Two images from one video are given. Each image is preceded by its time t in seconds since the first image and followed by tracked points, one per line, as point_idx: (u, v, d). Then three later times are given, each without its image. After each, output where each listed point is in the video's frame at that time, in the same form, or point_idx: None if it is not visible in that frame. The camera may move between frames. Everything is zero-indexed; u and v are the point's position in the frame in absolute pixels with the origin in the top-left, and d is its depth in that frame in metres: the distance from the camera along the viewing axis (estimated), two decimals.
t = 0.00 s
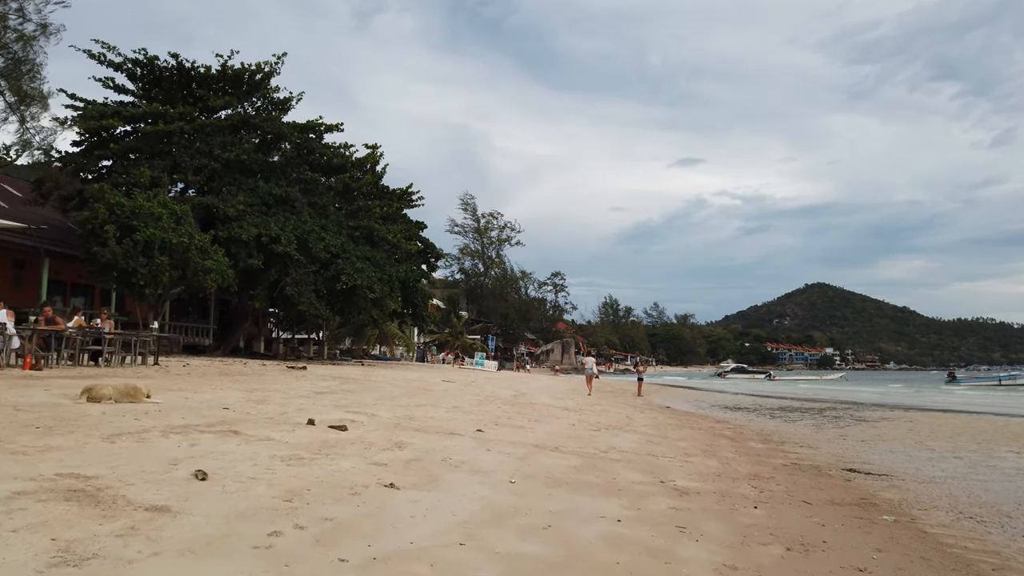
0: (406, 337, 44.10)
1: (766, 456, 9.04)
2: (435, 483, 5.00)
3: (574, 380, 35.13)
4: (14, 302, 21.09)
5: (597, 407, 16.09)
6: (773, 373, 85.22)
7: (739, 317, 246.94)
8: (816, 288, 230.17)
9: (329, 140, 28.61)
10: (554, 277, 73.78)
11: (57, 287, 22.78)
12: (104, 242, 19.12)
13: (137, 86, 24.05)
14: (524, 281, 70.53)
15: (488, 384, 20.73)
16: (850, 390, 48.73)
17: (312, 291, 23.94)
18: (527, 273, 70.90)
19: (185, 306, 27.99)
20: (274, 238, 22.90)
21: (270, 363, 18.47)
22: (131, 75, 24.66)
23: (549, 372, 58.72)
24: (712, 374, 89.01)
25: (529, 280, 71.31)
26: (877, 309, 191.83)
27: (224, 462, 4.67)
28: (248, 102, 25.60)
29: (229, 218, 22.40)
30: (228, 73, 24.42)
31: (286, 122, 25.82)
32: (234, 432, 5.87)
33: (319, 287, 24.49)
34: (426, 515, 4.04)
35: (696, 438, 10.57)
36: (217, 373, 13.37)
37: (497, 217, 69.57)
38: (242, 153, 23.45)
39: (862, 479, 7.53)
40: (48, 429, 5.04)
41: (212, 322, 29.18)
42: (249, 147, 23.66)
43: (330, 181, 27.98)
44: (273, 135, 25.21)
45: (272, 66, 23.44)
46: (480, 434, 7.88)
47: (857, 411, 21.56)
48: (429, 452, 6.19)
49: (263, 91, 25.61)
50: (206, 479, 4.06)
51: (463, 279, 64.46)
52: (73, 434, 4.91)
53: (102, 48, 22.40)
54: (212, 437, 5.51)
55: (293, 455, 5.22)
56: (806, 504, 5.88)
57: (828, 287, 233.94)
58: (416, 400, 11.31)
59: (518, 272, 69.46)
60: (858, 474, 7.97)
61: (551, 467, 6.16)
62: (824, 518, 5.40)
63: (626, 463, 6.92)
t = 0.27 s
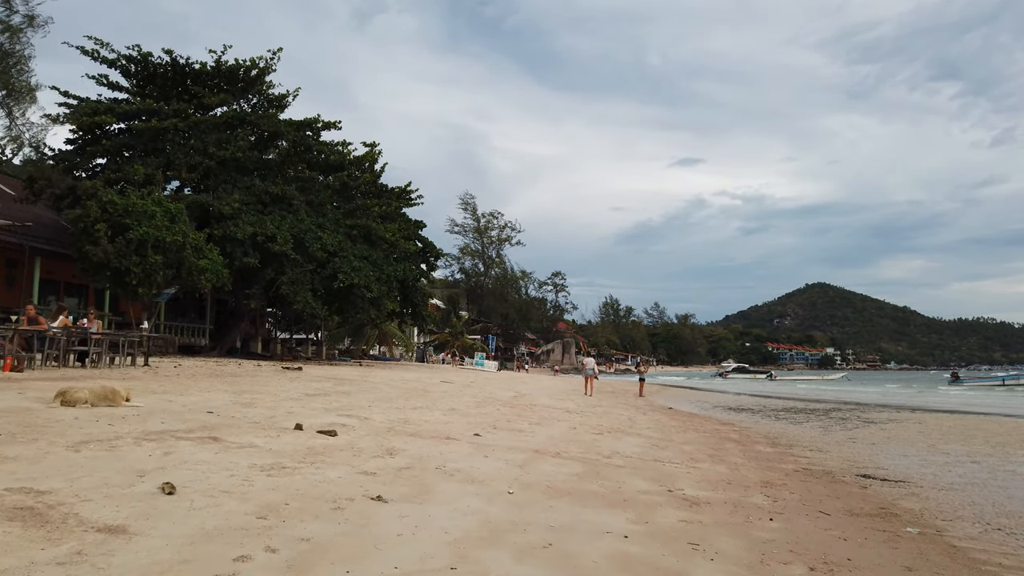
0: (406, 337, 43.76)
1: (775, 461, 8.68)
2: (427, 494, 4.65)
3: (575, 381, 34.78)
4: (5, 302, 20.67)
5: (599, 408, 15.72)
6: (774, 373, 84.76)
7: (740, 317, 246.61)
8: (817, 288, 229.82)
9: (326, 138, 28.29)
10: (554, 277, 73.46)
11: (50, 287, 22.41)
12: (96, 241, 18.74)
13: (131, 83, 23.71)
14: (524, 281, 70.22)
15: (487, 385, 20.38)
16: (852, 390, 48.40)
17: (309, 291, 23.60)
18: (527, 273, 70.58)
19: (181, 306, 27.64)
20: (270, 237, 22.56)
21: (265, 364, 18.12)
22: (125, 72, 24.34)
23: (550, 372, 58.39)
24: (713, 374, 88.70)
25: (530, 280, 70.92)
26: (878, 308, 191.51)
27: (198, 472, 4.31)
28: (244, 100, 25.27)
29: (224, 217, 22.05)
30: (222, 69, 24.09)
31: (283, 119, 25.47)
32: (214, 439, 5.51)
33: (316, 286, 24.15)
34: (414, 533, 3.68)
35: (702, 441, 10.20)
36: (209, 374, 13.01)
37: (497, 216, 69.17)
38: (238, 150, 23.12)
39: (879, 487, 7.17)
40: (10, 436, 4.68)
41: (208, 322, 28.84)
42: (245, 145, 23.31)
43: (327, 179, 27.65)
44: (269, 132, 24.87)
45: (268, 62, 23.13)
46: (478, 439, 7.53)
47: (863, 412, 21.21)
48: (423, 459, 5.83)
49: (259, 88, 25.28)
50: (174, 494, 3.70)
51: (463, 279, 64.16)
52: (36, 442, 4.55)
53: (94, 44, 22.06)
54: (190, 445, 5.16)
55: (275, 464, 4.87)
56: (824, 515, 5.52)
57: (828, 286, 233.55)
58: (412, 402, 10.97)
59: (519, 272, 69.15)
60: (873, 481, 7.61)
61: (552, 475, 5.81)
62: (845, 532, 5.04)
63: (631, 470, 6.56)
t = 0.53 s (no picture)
0: (406, 337, 43.40)
1: (788, 466, 8.30)
2: (420, 505, 4.26)
3: (576, 381, 34.40)
4: None
5: (602, 409, 15.34)
6: (776, 373, 84.65)
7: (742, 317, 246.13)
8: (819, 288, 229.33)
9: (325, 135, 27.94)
10: (556, 277, 73.13)
11: (44, 285, 22.02)
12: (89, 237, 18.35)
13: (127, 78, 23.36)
14: (526, 281, 69.89)
15: (488, 385, 19.99)
16: (856, 390, 48.00)
17: (306, 289, 23.25)
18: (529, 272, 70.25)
19: (178, 304, 27.29)
20: (267, 234, 22.20)
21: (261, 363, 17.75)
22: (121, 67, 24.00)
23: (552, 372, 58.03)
24: (716, 374, 88.30)
25: (531, 279, 70.54)
26: (880, 308, 191.04)
27: (167, 481, 3.93)
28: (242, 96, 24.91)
29: (220, 214, 21.68)
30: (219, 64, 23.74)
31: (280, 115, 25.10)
32: (192, 443, 5.14)
33: (313, 284, 23.79)
34: (403, 552, 3.29)
35: (710, 444, 9.82)
36: (201, 373, 12.65)
37: (498, 215, 68.80)
38: (235, 146, 22.75)
39: (901, 494, 6.78)
40: None
41: (205, 321, 28.47)
42: (242, 141, 22.93)
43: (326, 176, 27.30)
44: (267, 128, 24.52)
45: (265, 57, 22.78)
46: (477, 443, 7.15)
47: (871, 413, 20.81)
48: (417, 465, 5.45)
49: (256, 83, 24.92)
50: (134, 507, 3.33)
51: (464, 278, 63.83)
52: None
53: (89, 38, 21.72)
54: (165, 450, 4.78)
55: (255, 471, 4.48)
56: (848, 526, 5.14)
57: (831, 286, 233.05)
58: (410, 403, 10.60)
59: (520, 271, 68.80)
60: (893, 487, 7.23)
61: (555, 482, 5.43)
62: (873, 545, 4.65)
63: (639, 476, 6.18)
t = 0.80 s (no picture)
0: (406, 337, 43.07)
1: (800, 473, 7.93)
2: (410, 522, 3.90)
3: (578, 381, 34.03)
4: None
5: (605, 411, 14.97)
6: (778, 373, 84.30)
7: (744, 317, 245.75)
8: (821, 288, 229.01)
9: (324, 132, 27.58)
10: (557, 276, 72.81)
11: (38, 284, 21.72)
12: (81, 236, 17.99)
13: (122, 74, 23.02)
14: (527, 280, 69.59)
15: (489, 386, 19.61)
16: (860, 390, 47.58)
17: (303, 288, 22.92)
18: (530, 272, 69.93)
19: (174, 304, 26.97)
20: (263, 232, 21.86)
21: (256, 364, 17.40)
22: (116, 64, 23.67)
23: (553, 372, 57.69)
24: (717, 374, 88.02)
25: (532, 279, 70.13)
26: (882, 309, 190.68)
27: (128, 498, 3.58)
28: (239, 93, 24.56)
29: (216, 212, 21.32)
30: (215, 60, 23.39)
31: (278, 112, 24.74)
32: (166, 453, 4.77)
33: (310, 284, 23.46)
34: None
35: (718, 449, 9.45)
36: (193, 374, 12.30)
37: (498, 214, 68.40)
38: (231, 143, 22.40)
39: (922, 504, 6.43)
40: None
41: (202, 320, 28.12)
42: (238, 138, 22.57)
43: (324, 175, 26.97)
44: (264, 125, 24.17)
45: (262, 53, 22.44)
46: (475, 449, 6.78)
47: (878, 415, 20.44)
48: (408, 475, 5.08)
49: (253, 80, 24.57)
50: (83, 531, 2.97)
51: (465, 278, 63.52)
52: None
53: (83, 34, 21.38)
54: (134, 461, 4.42)
55: (231, 485, 4.13)
56: (873, 543, 4.77)
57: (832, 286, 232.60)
58: (406, 406, 10.24)
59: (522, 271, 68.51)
60: (914, 497, 6.87)
61: (557, 495, 5.06)
62: (903, 565, 4.28)
63: (646, 487, 5.81)
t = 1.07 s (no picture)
0: (407, 336, 42.69)
1: (815, 477, 7.56)
2: (399, 536, 3.53)
3: (580, 381, 33.64)
4: None
5: (608, 411, 14.59)
6: (781, 373, 83.92)
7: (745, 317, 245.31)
8: (822, 288, 228.55)
9: (322, 128, 27.22)
10: (558, 276, 72.45)
11: (31, 282, 21.38)
12: (72, 232, 17.66)
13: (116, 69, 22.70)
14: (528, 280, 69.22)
15: (489, 386, 19.24)
16: (865, 390, 47.17)
17: (300, 287, 22.57)
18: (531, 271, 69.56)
19: (171, 303, 26.62)
20: (259, 230, 21.51)
21: (251, 364, 17.04)
22: (110, 58, 23.34)
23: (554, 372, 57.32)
24: (719, 374, 87.62)
25: (534, 278, 69.74)
26: (883, 308, 190.17)
27: (83, 512, 3.20)
28: (235, 88, 24.22)
29: (211, 209, 20.98)
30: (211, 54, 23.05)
31: (275, 108, 24.39)
32: (137, 459, 4.41)
33: (308, 282, 23.10)
34: None
35: (727, 452, 9.06)
36: (184, 374, 11.94)
37: (499, 213, 68.02)
38: (227, 139, 22.05)
39: (948, 512, 6.05)
40: None
41: (199, 319, 27.76)
42: (234, 133, 22.22)
43: (322, 172, 26.61)
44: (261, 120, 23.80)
45: (259, 47, 22.10)
46: (473, 453, 6.41)
47: (887, 415, 20.04)
48: (400, 482, 4.71)
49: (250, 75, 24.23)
50: (22, 551, 2.60)
51: (466, 277, 63.16)
52: None
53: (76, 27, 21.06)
54: (99, 468, 4.05)
55: (202, 495, 3.75)
56: (903, 557, 4.40)
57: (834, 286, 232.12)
58: (403, 407, 9.87)
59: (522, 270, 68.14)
60: (939, 503, 6.48)
61: (561, 504, 4.68)
62: None
63: (655, 493, 5.44)
